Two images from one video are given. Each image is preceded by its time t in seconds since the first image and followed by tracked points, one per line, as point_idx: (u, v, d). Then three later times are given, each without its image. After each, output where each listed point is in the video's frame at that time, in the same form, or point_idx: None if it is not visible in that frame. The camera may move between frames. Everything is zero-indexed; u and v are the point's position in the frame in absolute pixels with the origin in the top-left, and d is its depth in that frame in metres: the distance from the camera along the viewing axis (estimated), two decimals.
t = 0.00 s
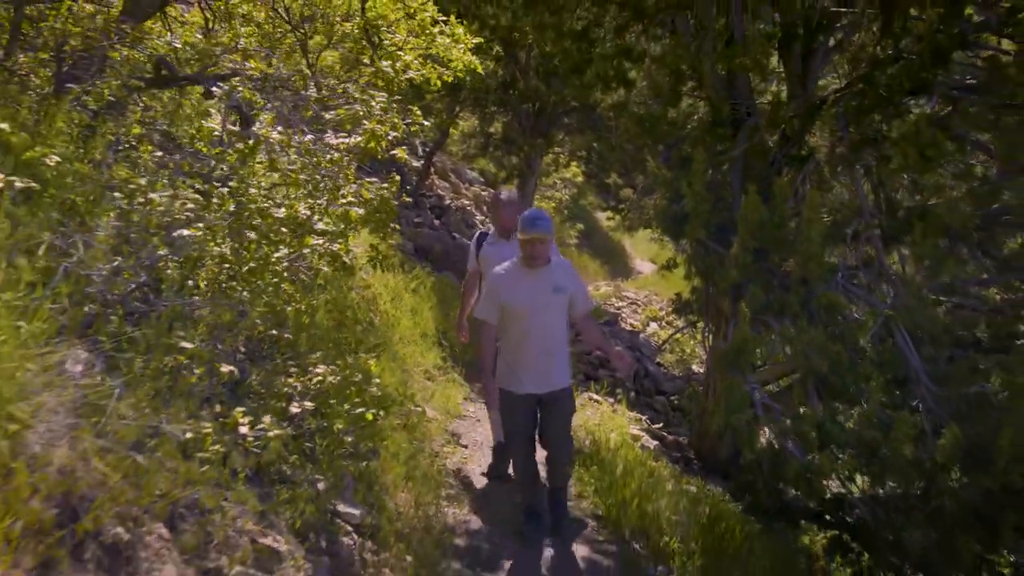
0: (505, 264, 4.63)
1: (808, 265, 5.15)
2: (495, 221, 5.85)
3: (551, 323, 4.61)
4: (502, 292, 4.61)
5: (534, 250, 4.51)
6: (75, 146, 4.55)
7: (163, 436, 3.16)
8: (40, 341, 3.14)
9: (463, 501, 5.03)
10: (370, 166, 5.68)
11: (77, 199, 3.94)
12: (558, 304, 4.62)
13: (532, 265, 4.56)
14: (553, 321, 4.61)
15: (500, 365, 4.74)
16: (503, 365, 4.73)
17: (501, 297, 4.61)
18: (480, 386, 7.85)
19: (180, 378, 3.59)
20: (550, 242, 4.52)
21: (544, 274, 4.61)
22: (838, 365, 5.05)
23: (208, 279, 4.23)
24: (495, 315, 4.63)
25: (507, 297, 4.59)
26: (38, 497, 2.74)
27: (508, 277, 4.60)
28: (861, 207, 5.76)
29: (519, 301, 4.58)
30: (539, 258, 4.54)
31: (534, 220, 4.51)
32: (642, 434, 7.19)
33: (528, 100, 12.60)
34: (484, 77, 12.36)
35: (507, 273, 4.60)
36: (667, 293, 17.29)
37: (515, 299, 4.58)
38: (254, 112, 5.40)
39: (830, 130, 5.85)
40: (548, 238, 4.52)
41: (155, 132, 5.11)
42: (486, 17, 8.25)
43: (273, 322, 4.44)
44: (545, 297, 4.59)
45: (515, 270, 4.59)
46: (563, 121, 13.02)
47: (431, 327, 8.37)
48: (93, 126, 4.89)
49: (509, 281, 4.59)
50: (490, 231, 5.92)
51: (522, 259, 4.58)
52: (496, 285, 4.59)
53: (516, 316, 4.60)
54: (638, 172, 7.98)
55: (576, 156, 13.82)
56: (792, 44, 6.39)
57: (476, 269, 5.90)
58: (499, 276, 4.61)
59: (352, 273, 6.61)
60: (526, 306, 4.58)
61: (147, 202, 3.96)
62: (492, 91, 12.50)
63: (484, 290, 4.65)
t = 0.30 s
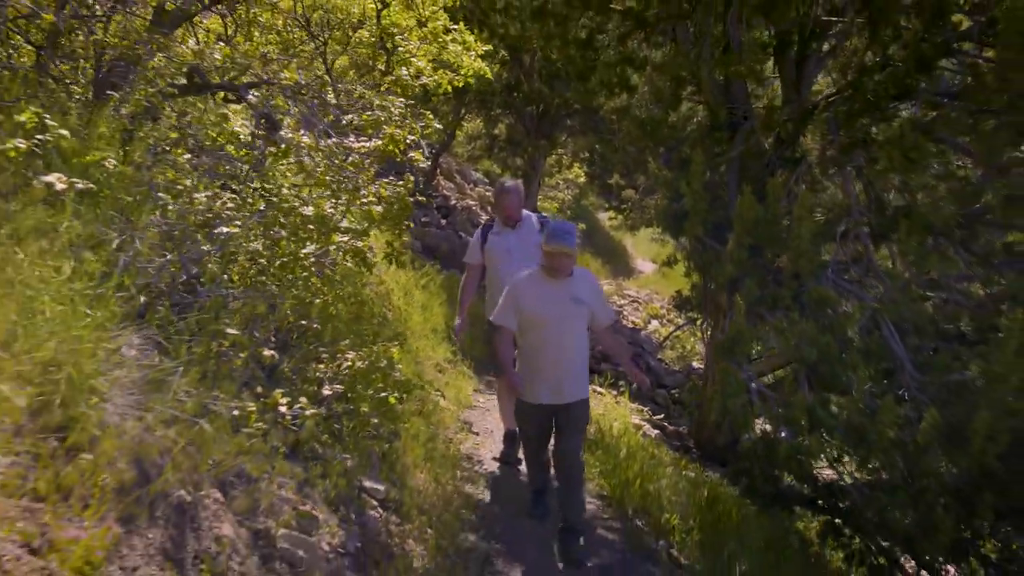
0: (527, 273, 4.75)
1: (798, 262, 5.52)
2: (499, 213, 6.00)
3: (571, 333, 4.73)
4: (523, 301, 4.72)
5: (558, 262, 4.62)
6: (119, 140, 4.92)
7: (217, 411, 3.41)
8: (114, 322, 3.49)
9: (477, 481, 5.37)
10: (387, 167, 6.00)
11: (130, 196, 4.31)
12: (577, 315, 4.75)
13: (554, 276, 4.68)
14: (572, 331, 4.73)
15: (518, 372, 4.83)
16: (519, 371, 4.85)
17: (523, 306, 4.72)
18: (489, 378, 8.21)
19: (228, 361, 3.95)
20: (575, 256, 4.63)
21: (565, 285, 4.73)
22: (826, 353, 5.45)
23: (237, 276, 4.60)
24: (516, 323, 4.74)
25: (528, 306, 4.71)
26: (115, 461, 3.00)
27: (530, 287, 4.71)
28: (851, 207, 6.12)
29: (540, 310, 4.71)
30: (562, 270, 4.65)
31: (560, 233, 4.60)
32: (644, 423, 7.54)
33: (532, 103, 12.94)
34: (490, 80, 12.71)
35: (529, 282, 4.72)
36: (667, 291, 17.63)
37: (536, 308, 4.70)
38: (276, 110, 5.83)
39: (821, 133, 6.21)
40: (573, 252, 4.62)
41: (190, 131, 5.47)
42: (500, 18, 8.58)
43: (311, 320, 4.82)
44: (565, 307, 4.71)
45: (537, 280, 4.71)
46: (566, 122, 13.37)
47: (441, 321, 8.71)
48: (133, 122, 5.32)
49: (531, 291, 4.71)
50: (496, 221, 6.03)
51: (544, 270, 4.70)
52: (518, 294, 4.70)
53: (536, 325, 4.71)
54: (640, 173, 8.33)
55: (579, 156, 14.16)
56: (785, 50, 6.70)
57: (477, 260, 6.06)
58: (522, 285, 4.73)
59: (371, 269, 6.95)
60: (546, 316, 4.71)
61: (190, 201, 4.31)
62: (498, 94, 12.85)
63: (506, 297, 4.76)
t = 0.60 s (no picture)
0: (541, 272, 4.70)
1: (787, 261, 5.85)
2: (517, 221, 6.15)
3: (582, 333, 4.64)
4: (535, 299, 4.67)
5: (571, 262, 4.56)
6: (156, 147, 5.29)
7: (265, 392, 3.84)
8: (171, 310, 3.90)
9: (488, 466, 5.70)
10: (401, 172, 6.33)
11: (171, 200, 4.65)
12: (590, 315, 4.66)
13: (567, 276, 4.61)
14: (583, 331, 4.64)
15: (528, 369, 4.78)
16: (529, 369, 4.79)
17: (534, 304, 4.68)
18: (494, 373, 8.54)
19: (262, 348, 4.37)
20: (589, 255, 4.56)
21: (578, 284, 4.66)
22: (814, 345, 5.77)
23: (263, 273, 4.84)
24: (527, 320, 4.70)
25: (540, 302, 4.66)
26: (173, 433, 3.12)
27: (542, 285, 4.66)
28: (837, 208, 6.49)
29: (551, 307, 4.65)
30: (575, 269, 4.58)
31: (574, 232, 4.55)
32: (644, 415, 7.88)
33: (534, 107, 13.28)
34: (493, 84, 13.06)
35: (542, 281, 4.66)
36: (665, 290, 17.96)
37: (547, 305, 4.64)
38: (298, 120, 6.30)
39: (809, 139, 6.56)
40: (587, 251, 4.55)
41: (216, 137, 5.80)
42: (506, 24, 8.98)
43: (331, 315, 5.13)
44: (577, 307, 4.64)
45: (551, 279, 4.65)
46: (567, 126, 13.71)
47: (448, 318, 9.04)
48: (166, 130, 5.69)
49: (542, 289, 4.65)
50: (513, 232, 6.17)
51: (557, 269, 4.64)
52: (530, 291, 4.66)
53: (547, 323, 4.65)
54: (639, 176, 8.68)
55: (579, 159, 14.50)
56: (778, 57, 7.12)
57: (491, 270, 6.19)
58: (536, 281, 4.68)
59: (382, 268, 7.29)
60: (558, 313, 4.64)
61: (225, 204, 4.80)
62: (501, 98, 13.20)
63: (519, 293, 4.72)
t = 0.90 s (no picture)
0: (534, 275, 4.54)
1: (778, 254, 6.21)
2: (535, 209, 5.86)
3: (582, 335, 4.48)
4: (531, 305, 4.50)
5: (566, 263, 4.40)
6: (185, 146, 5.61)
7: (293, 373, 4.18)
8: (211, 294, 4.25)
9: (497, 447, 6.03)
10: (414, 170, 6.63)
11: (202, 195, 5.11)
12: (589, 316, 4.51)
13: (563, 277, 4.45)
14: (583, 333, 4.48)
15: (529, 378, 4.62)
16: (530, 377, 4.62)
17: (530, 310, 4.51)
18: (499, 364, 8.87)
19: (289, 334, 4.76)
20: (584, 255, 4.40)
21: (575, 286, 4.50)
22: (804, 333, 6.15)
23: (285, 264, 5.21)
24: (525, 327, 4.53)
25: (539, 309, 4.48)
26: (218, 403, 3.48)
27: (538, 290, 4.49)
28: (827, 204, 6.83)
29: (551, 313, 4.47)
30: (571, 270, 4.43)
31: (568, 234, 4.39)
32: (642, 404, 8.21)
33: (536, 107, 13.57)
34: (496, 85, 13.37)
35: (537, 286, 4.49)
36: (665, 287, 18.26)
37: (546, 311, 4.47)
38: (317, 120, 6.63)
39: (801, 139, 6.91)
40: (582, 252, 4.39)
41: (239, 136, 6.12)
42: (513, 28, 9.35)
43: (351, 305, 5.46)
44: (576, 309, 4.48)
45: (546, 283, 4.48)
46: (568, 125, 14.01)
47: (456, 311, 9.36)
48: (192, 130, 6.03)
49: (539, 294, 4.48)
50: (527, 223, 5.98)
51: (552, 271, 4.48)
52: (526, 298, 4.48)
53: (546, 328, 4.48)
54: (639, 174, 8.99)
55: (580, 158, 14.81)
56: (773, 60, 7.51)
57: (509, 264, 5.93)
58: (532, 288, 4.50)
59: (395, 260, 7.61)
60: (558, 318, 4.47)
61: (252, 200, 5.12)
62: (504, 98, 13.51)
63: (516, 301, 4.54)
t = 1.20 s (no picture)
0: (532, 276, 4.63)
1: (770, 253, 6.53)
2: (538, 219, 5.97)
3: (581, 331, 4.56)
4: (530, 304, 4.57)
5: (562, 260, 4.49)
6: (207, 151, 5.90)
7: (314, 365, 4.47)
8: (239, 290, 4.55)
9: (502, 437, 6.34)
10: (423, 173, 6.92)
11: (225, 198, 5.41)
12: (587, 314, 4.58)
13: (560, 275, 4.54)
14: (581, 329, 4.56)
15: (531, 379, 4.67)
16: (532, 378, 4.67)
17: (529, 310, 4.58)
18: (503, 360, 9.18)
19: (308, 329, 5.08)
20: (581, 251, 4.50)
21: (572, 283, 4.59)
22: (795, 329, 6.44)
23: (302, 263, 5.52)
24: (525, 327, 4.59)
25: (539, 307, 4.55)
26: (251, 390, 3.78)
27: (536, 289, 4.58)
28: (817, 206, 7.09)
29: (550, 310, 4.55)
30: (568, 266, 4.52)
31: (563, 231, 4.49)
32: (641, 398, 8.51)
33: (537, 111, 13.86)
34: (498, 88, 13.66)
35: (535, 286, 4.58)
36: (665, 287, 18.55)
37: (546, 308, 4.55)
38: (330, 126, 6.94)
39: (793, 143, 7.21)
40: (579, 248, 4.50)
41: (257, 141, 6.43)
42: (516, 36, 9.65)
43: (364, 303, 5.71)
44: (573, 306, 4.56)
45: (544, 281, 4.57)
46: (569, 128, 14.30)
47: (461, 309, 9.67)
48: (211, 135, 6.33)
49: (537, 293, 4.57)
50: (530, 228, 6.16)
51: (549, 270, 4.57)
52: (524, 297, 4.56)
53: (545, 326, 4.56)
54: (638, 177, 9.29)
55: (581, 160, 15.10)
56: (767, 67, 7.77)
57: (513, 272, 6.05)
58: (530, 288, 4.58)
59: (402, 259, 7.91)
60: (557, 315, 4.55)
61: (272, 203, 5.53)
62: (506, 102, 13.81)
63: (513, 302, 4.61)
